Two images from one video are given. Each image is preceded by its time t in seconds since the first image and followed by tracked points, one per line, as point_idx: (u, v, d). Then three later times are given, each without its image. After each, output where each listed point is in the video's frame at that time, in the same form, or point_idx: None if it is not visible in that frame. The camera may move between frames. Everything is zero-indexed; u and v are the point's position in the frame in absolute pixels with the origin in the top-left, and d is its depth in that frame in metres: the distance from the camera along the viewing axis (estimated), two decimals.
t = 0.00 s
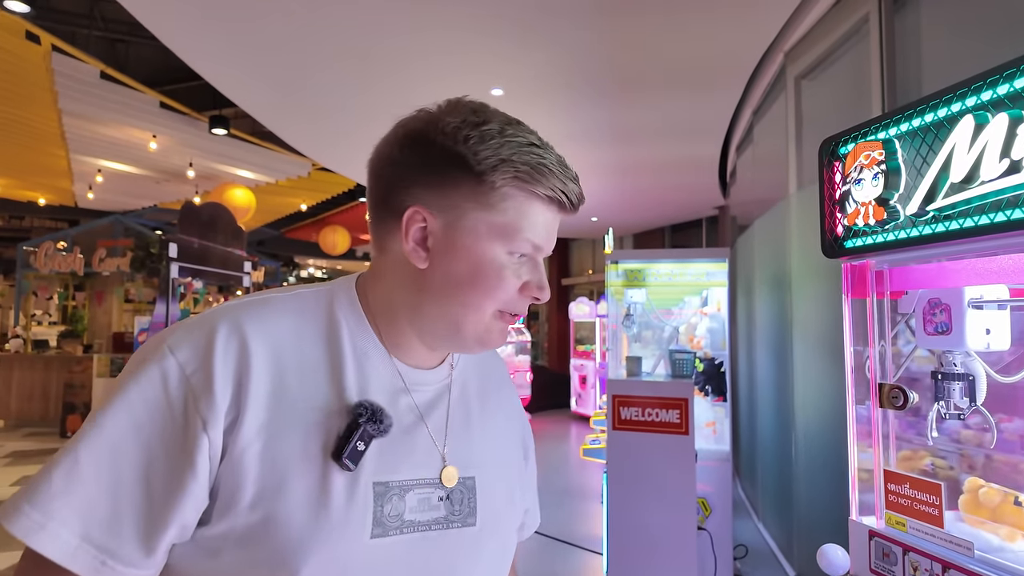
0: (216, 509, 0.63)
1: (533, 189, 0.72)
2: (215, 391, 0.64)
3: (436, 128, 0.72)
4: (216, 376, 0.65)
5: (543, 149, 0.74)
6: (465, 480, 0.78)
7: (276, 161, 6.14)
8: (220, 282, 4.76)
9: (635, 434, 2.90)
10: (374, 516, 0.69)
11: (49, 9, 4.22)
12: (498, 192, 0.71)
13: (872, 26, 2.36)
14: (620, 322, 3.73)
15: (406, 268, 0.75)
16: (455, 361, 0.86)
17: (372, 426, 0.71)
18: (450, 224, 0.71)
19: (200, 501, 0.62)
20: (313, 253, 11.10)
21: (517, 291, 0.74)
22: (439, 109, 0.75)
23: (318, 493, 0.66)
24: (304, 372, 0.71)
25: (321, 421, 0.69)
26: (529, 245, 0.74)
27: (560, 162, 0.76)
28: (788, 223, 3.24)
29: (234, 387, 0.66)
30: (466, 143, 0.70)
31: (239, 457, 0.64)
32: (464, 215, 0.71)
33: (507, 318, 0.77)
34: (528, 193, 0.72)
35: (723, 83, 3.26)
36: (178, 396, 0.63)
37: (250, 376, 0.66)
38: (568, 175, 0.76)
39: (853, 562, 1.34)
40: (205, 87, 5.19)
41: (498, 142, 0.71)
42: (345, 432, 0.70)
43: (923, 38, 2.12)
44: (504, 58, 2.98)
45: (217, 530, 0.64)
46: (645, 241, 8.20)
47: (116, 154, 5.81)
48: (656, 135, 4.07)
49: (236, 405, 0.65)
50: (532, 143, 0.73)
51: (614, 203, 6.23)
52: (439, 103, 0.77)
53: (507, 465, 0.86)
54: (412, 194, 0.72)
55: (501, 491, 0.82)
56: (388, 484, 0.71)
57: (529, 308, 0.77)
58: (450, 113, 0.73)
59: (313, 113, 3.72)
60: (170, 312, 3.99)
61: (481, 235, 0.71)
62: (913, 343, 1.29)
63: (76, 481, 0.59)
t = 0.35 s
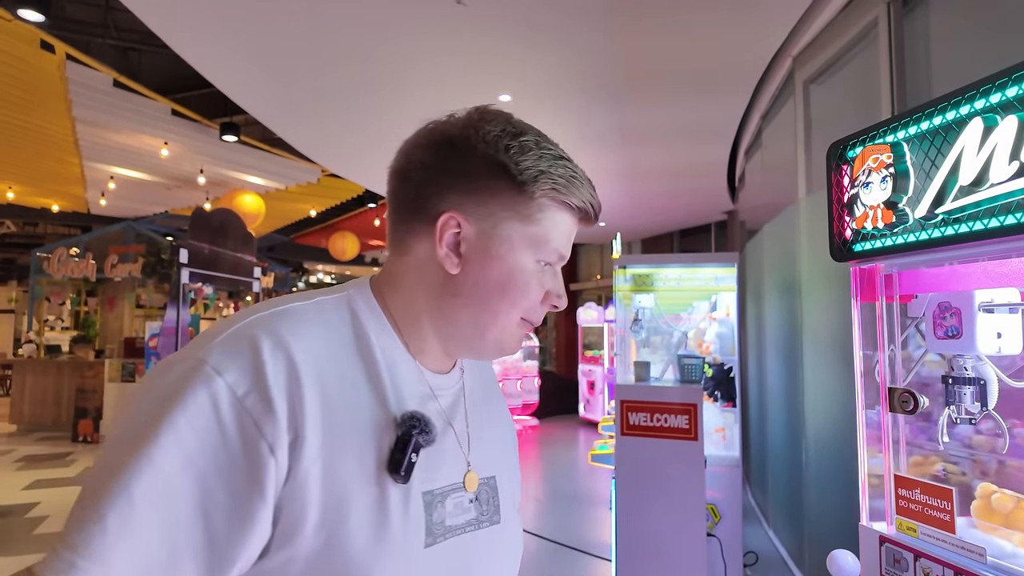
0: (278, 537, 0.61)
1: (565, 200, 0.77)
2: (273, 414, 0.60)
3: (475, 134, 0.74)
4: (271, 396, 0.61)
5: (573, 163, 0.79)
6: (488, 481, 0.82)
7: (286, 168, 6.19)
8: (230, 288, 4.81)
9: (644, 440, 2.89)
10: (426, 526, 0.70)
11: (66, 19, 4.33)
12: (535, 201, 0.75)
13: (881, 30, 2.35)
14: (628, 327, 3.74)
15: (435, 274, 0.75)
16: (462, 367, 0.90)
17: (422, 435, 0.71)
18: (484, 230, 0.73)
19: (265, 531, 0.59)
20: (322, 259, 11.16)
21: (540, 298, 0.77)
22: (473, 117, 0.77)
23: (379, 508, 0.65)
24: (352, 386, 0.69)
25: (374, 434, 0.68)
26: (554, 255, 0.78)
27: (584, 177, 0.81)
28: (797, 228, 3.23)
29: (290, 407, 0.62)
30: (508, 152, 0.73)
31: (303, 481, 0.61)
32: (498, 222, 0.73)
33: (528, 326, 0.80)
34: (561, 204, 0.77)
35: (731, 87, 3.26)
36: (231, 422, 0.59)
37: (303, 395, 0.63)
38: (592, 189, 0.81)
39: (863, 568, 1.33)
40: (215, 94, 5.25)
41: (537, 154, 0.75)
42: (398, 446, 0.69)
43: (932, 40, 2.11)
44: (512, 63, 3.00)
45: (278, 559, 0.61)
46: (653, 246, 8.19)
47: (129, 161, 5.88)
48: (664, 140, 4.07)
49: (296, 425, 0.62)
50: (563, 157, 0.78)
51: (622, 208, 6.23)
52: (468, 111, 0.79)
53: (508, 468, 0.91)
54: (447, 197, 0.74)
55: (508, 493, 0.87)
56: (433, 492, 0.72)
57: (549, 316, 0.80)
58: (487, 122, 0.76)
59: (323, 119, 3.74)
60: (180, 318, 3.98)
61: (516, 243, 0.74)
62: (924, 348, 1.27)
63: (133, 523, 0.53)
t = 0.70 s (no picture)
0: (408, 527, 0.60)
1: (665, 218, 0.79)
2: (408, 404, 0.61)
3: (584, 150, 0.76)
4: (407, 386, 0.61)
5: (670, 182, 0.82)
6: (572, 482, 0.82)
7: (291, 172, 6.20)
8: (235, 291, 4.81)
9: (647, 442, 2.88)
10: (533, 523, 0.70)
11: (73, 24, 4.38)
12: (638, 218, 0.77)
13: (885, 30, 2.34)
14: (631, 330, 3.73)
15: (535, 282, 0.76)
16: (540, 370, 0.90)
17: (529, 432, 0.72)
18: (588, 243, 0.74)
19: (398, 518, 0.59)
20: (327, 262, 11.19)
21: (633, 310, 0.79)
22: (577, 132, 0.78)
23: (495, 501, 0.66)
24: (467, 381, 0.69)
25: (487, 428, 0.69)
26: (648, 268, 0.80)
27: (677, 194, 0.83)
28: (802, 231, 3.21)
29: (421, 397, 0.62)
30: (616, 168, 0.75)
31: (433, 472, 0.61)
32: (602, 235, 0.74)
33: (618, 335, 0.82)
34: (660, 221, 0.79)
35: (735, 89, 3.25)
36: (368, 410, 0.59)
37: (431, 388, 0.63)
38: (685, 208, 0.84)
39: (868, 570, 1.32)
40: (220, 98, 5.25)
41: (641, 171, 0.77)
42: (508, 442, 0.69)
43: (937, 41, 2.10)
44: (516, 66, 3.00)
45: (406, 547, 0.61)
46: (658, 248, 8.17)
47: (135, 164, 5.91)
48: (668, 142, 4.06)
49: (428, 416, 0.62)
50: (662, 176, 0.80)
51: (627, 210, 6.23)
52: (569, 126, 0.80)
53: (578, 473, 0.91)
54: (554, 207, 0.74)
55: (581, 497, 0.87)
56: (536, 490, 0.72)
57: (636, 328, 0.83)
58: (593, 139, 0.77)
59: (327, 121, 3.75)
60: (185, 320, 3.86)
61: (621, 257, 0.76)
62: (928, 347, 1.26)
63: (287, 502, 0.54)
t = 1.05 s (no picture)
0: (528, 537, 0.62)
1: (749, 242, 0.81)
2: (531, 418, 0.62)
3: (678, 175, 0.76)
4: (527, 399, 0.63)
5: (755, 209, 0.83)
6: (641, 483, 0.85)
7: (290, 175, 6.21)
8: (235, 295, 4.81)
9: (644, 445, 2.89)
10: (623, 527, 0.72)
11: (75, 29, 4.42)
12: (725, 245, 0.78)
13: (882, 34, 2.35)
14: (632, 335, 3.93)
15: (619, 300, 0.77)
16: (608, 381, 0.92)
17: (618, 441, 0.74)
18: (676, 264, 0.75)
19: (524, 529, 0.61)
20: (326, 265, 11.21)
21: (712, 331, 0.81)
22: (667, 156, 0.79)
23: (597, 508, 0.69)
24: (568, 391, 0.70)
25: (587, 438, 0.70)
26: (727, 289, 0.82)
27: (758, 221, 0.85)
28: (800, 234, 3.22)
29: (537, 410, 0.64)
30: (708, 194, 0.76)
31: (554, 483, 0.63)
32: (690, 257, 0.75)
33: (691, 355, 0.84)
34: (744, 247, 0.81)
35: (733, 93, 3.26)
36: (496, 425, 0.60)
37: (545, 399, 0.65)
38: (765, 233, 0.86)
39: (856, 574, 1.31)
40: (219, 101, 5.26)
41: (730, 198, 0.78)
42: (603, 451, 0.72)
43: (934, 44, 2.10)
44: (515, 70, 3.01)
45: (527, 557, 0.63)
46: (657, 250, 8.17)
47: (135, 168, 5.94)
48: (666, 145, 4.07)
49: (544, 429, 0.63)
50: (747, 200, 0.82)
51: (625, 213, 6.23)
52: (656, 147, 0.81)
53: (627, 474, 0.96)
54: (645, 227, 0.74)
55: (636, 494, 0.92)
56: (622, 495, 0.75)
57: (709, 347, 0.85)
58: (684, 163, 0.78)
59: (326, 125, 3.76)
60: (185, 324, 3.86)
61: (708, 280, 0.77)
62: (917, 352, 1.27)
63: (437, 520, 0.55)
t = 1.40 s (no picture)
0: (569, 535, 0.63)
1: (748, 208, 0.85)
2: (565, 417, 0.62)
3: (682, 144, 0.78)
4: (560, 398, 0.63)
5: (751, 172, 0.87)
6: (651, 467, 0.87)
7: (281, 178, 6.19)
8: (225, 298, 4.77)
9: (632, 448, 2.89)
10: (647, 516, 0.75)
11: (64, 30, 4.40)
12: (728, 212, 0.81)
13: (867, 40, 2.37)
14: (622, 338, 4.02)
15: (628, 281, 0.78)
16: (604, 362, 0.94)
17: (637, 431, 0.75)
18: (684, 239, 0.77)
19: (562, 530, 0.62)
20: (318, 269, 11.15)
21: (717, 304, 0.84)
22: (669, 124, 0.80)
23: (627, 500, 0.70)
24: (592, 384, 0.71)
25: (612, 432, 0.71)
26: (730, 259, 0.85)
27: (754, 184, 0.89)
28: (788, 237, 3.23)
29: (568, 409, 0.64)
30: (713, 162, 0.79)
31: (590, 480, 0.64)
32: (697, 230, 0.78)
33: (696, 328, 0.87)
34: (745, 212, 0.85)
35: (722, 97, 3.28)
36: (530, 429, 0.61)
37: (574, 397, 0.65)
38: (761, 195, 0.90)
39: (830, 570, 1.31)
40: (209, 104, 5.24)
41: (733, 164, 0.82)
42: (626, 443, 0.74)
43: (918, 49, 2.12)
44: (505, 74, 3.02)
45: (564, 559, 0.65)
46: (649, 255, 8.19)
47: (124, 170, 5.90)
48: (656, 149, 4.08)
49: (576, 426, 0.64)
50: (743, 164, 0.85)
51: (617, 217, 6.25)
52: (653, 116, 0.81)
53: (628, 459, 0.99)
54: (651, 206, 0.76)
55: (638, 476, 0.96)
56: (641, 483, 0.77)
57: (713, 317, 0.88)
58: (686, 131, 0.80)
59: (316, 128, 3.76)
60: (172, 327, 3.79)
61: (714, 252, 0.80)
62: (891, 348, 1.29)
63: (482, 532, 0.55)
